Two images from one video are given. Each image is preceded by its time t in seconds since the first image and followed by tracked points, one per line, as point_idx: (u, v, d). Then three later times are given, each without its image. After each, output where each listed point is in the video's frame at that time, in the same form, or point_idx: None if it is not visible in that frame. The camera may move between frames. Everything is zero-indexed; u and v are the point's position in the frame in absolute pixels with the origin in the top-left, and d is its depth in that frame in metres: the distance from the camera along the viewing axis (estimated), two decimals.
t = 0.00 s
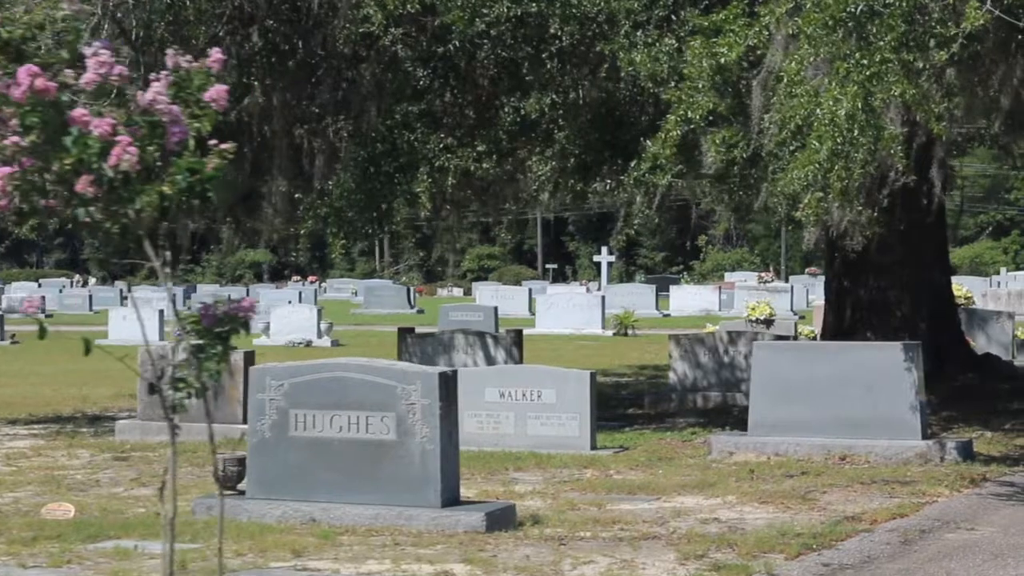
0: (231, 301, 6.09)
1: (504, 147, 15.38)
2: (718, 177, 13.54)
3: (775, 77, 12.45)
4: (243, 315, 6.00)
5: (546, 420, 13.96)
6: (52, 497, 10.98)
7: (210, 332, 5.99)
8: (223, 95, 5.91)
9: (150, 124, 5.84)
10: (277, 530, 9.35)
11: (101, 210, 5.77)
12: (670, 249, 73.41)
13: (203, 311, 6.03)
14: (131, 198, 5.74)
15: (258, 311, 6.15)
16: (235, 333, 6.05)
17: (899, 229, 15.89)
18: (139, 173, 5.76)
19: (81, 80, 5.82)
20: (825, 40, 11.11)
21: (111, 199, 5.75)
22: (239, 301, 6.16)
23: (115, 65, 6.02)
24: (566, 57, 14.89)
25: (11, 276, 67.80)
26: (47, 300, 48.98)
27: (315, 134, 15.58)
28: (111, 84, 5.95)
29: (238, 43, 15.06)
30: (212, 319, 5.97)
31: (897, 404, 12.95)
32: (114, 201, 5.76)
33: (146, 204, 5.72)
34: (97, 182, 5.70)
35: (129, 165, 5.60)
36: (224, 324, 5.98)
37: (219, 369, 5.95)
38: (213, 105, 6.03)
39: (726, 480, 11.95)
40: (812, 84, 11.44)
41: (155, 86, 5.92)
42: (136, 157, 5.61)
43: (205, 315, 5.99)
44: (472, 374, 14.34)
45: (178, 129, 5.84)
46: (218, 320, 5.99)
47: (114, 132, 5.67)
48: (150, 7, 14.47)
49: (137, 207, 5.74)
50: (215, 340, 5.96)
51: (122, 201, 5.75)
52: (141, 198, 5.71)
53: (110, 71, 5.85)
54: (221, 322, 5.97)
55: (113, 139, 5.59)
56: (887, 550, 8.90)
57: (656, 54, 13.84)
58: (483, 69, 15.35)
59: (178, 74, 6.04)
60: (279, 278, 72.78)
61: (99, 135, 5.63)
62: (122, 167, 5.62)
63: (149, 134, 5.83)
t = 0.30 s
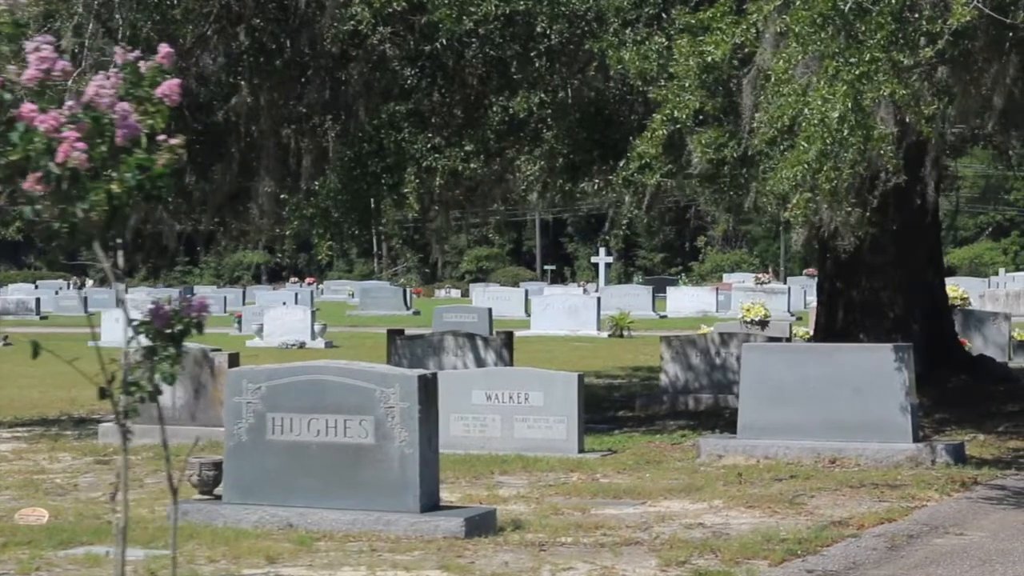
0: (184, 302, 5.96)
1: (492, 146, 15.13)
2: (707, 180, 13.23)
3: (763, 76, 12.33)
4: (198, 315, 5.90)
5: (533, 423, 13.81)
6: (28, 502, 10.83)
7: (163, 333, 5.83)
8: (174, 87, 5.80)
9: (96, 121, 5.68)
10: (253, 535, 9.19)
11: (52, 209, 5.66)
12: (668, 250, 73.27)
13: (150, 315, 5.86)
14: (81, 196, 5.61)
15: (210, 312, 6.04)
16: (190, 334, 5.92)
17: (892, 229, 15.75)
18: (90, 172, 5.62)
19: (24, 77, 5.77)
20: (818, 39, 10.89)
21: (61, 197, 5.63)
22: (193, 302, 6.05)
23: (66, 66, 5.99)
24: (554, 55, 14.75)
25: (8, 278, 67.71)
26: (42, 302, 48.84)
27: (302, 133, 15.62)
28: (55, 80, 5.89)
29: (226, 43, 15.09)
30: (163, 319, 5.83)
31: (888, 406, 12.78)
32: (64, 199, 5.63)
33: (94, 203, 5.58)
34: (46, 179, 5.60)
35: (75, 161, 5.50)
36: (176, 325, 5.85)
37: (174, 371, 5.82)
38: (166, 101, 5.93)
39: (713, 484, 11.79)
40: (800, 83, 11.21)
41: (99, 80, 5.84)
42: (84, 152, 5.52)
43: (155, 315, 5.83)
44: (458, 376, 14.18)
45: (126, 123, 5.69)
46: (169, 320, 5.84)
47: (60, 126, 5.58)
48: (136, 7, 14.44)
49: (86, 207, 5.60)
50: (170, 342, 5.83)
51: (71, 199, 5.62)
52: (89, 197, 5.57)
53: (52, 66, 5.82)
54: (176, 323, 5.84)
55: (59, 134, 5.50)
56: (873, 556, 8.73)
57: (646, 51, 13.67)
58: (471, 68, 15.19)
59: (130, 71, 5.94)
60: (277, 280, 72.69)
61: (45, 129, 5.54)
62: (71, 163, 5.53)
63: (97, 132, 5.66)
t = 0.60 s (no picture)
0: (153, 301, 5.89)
1: (484, 147, 15.12)
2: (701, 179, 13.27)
3: (756, 76, 12.23)
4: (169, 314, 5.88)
5: (526, 425, 13.71)
6: (14, 505, 10.73)
7: (133, 334, 5.75)
8: (146, 87, 5.89)
9: (63, 119, 5.73)
10: (239, 539, 9.09)
11: (16, 207, 5.65)
12: (668, 251, 73.17)
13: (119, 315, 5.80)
14: (45, 196, 5.64)
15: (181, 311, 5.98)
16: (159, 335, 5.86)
17: (888, 230, 15.65)
18: (55, 170, 5.65)
19: None
20: (812, 38, 10.78)
21: (25, 195, 5.65)
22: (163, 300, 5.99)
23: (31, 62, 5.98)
24: (547, 54, 14.75)
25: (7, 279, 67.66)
26: (40, 304, 48.74)
27: (294, 133, 15.50)
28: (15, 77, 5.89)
29: (219, 42, 15.10)
30: (133, 319, 5.73)
31: (883, 408, 12.68)
32: (28, 197, 5.64)
33: (60, 203, 5.62)
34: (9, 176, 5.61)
35: (40, 160, 5.53)
36: (145, 326, 5.77)
37: (144, 373, 5.74)
38: (137, 99, 5.98)
39: (706, 486, 11.68)
40: (792, 82, 11.11)
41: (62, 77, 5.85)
42: (50, 151, 5.56)
43: (124, 317, 5.73)
44: (450, 378, 14.09)
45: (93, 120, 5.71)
46: (138, 321, 5.75)
47: (23, 124, 5.60)
48: (127, 7, 14.35)
49: (52, 206, 5.63)
50: (140, 344, 5.77)
51: (35, 196, 5.64)
52: (54, 197, 5.61)
53: (11, 63, 5.79)
54: (145, 324, 5.77)
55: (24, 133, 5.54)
56: (865, 560, 8.63)
57: (638, 50, 13.60)
58: (464, 68, 15.16)
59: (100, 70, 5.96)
60: (277, 280, 72.64)
61: (8, 127, 5.56)
62: (36, 162, 5.54)
63: (64, 130, 5.71)
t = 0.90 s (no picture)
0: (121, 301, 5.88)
1: (475, 148, 15.03)
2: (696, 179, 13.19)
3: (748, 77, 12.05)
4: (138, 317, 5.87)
5: (517, 427, 13.57)
6: None
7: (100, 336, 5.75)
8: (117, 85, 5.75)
9: (27, 118, 5.69)
10: (221, 544, 8.94)
11: None
12: (667, 253, 72.99)
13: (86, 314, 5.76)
14: (5, 195, 5.61)
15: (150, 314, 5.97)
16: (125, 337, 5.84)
17: (884, 231, 15.46)
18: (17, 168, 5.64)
19: None
20: (802, 36, 10.66)
21: None
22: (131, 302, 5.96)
23: (10, 69, 5.98)
24: (539, 54, 14.54)
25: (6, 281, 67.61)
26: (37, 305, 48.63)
27: (285, 134, 15.28)
28: None
29: (210, 42, 14.95)
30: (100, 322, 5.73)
31: (878, 410, 12.53)
32: None
33: (20, 202, 5.55)
34: None
35: None
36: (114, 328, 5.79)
37: (111, 378, 5.71)
38: (109, 97, 5.76)
39: (698, 490, 11.53)
40: (784, 82, 10.99)
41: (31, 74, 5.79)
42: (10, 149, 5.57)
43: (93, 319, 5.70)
44: (442, 380, 13.94)
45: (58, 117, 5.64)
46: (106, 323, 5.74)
47: None
48: (118, 7, 14.40)
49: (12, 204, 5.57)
50: (108, 346, 5.74)
51: None
52: (13, 196, 5.55)
53: None
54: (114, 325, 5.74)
55: None
56: (857, 565, 8.47)
57: (631, 49, 13.56)
58: (455, 67, 14.94)
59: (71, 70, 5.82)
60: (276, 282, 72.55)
61: None
62: None
63: (27, 128, 5.68)
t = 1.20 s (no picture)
0: (95, 304, 5.89)
1: (466, 149, 14.94)
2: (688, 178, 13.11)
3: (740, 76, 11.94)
4: (106, 319, 5.85)
5: (508, 430, 13.46)
6: None
7: (69, 339, 5.73)
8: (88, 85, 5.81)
9: None
10: (204, 549, 8.84)
11: None
12: (666, 254, 72.84)
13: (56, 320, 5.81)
14: None
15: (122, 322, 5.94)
16: (95, 341, 5.82)
17: (878, 231, 15.31)
18: None
19: None
20: (790, 37, 10.55)
21: None
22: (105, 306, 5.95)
23: None
24: (531, 54, 14.60)
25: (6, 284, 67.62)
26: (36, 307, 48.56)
27: (276, 135, 14.83)
28: None
29: (201, 44, 14.69)
30: (70, 326, 5.72)
31: (871, 412, 12.43)
32: None
33: None
34: None
35: None
36: (85, 333, 5.76)
37: (78, 381, 5.68)
38: (80, 95, 5.86)
39: (690, 493, 11.42)
40: (775, 83, 10.88)
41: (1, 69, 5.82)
42: None
43: (64, 322, 5.72)
44: (433, 382, 13.85)
45: (24, 114, 5.66)
46: (77, 326, 5.74)
47: None
48: (108, 8, 14.28)
49: None
50: (74, 349, 5.72)
51: None
52: None
53: None
54: (81, 328, 5.75)
55: None
56: (847, 570, 8.37)
57: (620, 48, 13.59)
58: (448, 67, 14.86)
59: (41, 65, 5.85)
60: (275, 284, 72.53)
61: None
62: None
63: None
